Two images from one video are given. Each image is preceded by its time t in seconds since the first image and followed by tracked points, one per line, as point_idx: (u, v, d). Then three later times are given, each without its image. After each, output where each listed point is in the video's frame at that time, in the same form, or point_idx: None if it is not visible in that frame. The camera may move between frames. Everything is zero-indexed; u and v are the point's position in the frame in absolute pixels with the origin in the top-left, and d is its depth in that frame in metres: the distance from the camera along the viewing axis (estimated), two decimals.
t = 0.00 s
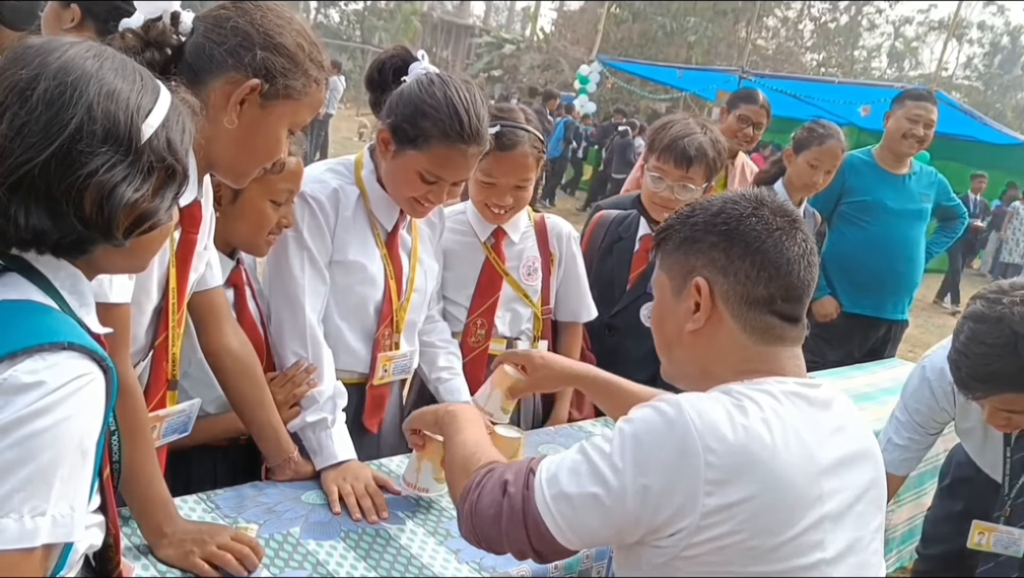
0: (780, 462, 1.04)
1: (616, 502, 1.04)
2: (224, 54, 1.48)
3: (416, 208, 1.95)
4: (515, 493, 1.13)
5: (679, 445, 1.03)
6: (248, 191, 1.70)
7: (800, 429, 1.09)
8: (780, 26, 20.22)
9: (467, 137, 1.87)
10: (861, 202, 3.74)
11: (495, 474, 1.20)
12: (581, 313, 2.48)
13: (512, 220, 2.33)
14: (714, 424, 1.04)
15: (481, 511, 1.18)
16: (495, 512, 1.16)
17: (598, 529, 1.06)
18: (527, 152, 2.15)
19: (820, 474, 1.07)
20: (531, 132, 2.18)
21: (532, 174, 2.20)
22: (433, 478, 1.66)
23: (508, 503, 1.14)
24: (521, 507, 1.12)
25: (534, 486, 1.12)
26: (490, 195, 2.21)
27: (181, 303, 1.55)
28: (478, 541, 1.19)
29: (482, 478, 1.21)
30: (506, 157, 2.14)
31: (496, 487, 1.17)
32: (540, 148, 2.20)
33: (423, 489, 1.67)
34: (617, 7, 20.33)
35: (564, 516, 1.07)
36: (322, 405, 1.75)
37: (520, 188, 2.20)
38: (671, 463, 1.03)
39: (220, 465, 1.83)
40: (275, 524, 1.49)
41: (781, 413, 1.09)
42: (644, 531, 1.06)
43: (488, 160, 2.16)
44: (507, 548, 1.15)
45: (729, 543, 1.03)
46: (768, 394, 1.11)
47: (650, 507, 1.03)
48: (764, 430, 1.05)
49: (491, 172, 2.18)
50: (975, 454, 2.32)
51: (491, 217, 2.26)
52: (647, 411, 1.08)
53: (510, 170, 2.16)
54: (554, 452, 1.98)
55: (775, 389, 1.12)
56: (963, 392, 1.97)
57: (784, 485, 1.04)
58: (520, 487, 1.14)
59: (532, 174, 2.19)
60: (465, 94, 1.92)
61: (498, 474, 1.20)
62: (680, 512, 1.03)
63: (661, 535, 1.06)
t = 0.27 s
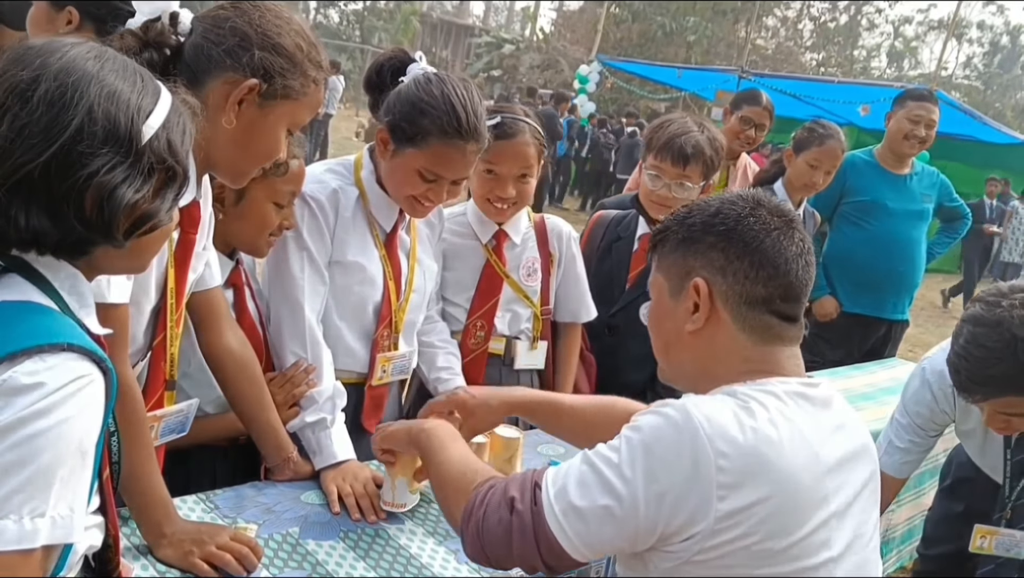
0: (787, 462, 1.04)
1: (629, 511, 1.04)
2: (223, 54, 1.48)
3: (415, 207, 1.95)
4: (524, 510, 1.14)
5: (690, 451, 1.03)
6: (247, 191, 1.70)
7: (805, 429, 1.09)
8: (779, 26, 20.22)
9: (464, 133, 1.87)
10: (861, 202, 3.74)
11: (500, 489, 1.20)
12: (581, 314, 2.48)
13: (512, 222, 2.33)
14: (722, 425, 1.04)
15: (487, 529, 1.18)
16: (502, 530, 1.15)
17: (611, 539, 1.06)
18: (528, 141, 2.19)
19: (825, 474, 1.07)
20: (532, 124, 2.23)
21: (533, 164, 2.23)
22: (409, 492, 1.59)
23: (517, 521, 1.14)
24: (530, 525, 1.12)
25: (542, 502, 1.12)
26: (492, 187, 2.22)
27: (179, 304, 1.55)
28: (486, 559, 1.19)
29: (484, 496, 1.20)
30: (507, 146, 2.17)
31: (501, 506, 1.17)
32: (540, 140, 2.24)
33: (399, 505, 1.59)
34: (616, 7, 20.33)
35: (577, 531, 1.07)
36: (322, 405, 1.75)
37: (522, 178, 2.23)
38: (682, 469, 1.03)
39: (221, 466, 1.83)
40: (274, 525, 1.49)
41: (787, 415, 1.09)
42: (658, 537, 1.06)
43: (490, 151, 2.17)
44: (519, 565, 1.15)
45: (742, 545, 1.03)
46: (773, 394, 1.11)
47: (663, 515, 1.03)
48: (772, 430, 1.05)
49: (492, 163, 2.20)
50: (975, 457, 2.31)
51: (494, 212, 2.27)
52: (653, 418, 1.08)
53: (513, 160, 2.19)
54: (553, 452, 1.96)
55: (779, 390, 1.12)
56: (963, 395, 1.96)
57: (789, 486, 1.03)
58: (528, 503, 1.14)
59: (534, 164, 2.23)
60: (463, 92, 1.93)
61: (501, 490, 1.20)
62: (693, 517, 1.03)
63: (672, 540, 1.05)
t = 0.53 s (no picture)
0: (783, 465, 1.04)
1: (624, 516, 1.04)
2: (223, 55, 1.48)
3: (414, 210, 1.94)
4: (520, 514, 1.12)
5: (683, 455, 1.03)
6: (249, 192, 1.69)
7: (801, 430, 1.09)
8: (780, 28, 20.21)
9: (462, 136, 1.86)
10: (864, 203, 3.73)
11: (496, 492, 1.18)
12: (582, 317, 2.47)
13: (513, 224, 2.32)
14: (717, 429, 1.04)
15: (485, 534, 1.16)
16: (499, 535, 1.14)
17: (607, 544, 1.06)
18: (530, 143, 2.20)
19: (824, 475, 1.07)
20: (535, 125, 2.25)
21: (534, 166, 2.24)
22: (418, 496, 1.58)
23: (513, 526, 1.12)
24: (527, 530, 1.11)
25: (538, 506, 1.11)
26: (493, 186, 2.22)
27: (180, 306, 1.54)
28: (485, 564, 1.17)
29: (481, 501, 1.19)
30: (509, 147, 2.18)
31: (497, 510, 1.15)
32: (542, 141, 2.26)
33: (409, 509, 1.58)
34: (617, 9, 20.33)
35: (573, 535, 1.06)
36: (324, 407, 1.74)
37: (522, 180, 2.23)
38: (675, 474, 1.03)
39: (223, 468, 1.83)
40: (276, 527, 1.49)
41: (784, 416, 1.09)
42: (653, 541, 1.05)
43: (491, 152, 2.19)
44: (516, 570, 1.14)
45: (737, 550, 1.03)
46: (769, 397, 1.11)
47: (658, 520, 1.03)
48: (767, 432, 1.05)
49: (494, 164, 2.21)
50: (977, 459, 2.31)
51: (492, 213, 2.26)
52: (646, 423, 1.07)
53: (514, 162, 2.20)
54: (555, 453, 1.94)
55: (776, 393, 1.12)
56: (966, 399, 1.95)
57: (787, 488, 1.03)
58: (524, 508, 1.13)
59: (535, 166, 2.24)
60: (461, 96, 1.93)
61: (498, 493, 1.18)
62: (688, 520, 1.03)
63: (666, 545, 1.06)
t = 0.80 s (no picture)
0: (785, 463, 1.05)
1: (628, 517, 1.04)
2: (226, 58, 1.47)
3: (413, 213, 1.94)
4: (526, 518, 1.13)
5: (686, 455, 1.03)
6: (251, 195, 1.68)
7: (803, 428, 1.09)
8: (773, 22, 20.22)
9: (462, 141, 1.87)
10: (862, 198, 3.74)
11: (502, 497, 1.19)
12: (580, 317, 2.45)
13: (516, 223, 2.32)
14: (719, 428, 1.05)
15: (491, 539, 1.16)
16: (506, 539, 1.14)
17: (612, 546, 1.06)
18: (530, 157, 2.17)
19: (826, 473, 1.08)
20: (535, 136, 2.20)
21: (534, 178, 2.21)
22: (424, 503, 1.58)
23: (520, 530, 1.13)
24: (533, 533, 1.11)
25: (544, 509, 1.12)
26: (493, 198, 2.21)
27: (184, 309, 1.55)
28: (492, 569, 1.17)
29: (488, 506, 1.20)
30: (510, 161, 2.16)
31: (504, 515, 1.16)
32: (543, 153, 2.22)
33: (416, 516, 1.59)
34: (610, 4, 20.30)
35: (579, 537, 1.06)
36: (329, 408, 1.74)
37: (522, 191, 2.21)
38: (678, 474, 1.03)
39: (226, 470, 1.83)
40: (284, 529, 1.49)
41: (784, 415, 1.09)
42: (658, 541, 1.05)
43: (489, 164, 2.17)
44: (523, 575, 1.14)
45: (739, 548, 1.04)
46: (770, 396, 1.12)
47: (662, 520, 1.04)
48: (769, 431, 1.06)
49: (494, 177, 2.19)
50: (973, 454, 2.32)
51: (492, 219, 2.26)
52: (648, 424, 1.08)
53: (513, 175, 2.17)
54: (558, 453, 1.94)
55: (777, 391, 1.13)
56: (962, 397, 1.97)
57: (789, 486, 1.04)
58: (530, 511, 1.13)
59: (536, 178, 2.21)
60: (461, 99, 1.92)
61: (504, 498, 1.19)
62: (693, 520, 1.03)
63: (671, 544, 1.06)
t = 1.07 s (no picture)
0: (798, 462, 1.06)
1: (642, 517, 1.05)
2: (243, 66, 1.48)
3: (419, 217, 1.94)
4: (541, 518, 1.14)
5: (698, 455, 1.04)
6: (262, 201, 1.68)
7: (814, 428, 1.10)
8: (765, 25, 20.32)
9: (464, 144, 1.85)
10: (861, 199, 3.76)
11: (518, 498, 1.21)
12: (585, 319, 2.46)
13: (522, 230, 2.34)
14: (730, 428, 1.06)
15: (508, 540, 1.18)
16: (521, 540, 1.15)
17: (626, 546, 1.07)
18: (537, 172, 2.17)
19: (840, 472, 1.09)
20: (543, 151, 2.21)
21: (542, 193, 2.23)
22: (438, 506, 1.59)
23: (535, 529, 1.14)
24: (548, 533, 1.12)
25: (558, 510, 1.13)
26: (500, 210, 2.24)
27: (199, 316, 1.55)
28: (508, 570, 1.18)
29: (504, 508, 1.21)
30: (515, 176, 2.17)
31: (519, 515, 1.18)
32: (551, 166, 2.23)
33: (429, 520, 1.59)
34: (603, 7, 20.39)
35: (594, 537, 1.08)
36: (341, 413, 1.76)
37: (528, 206, 2.23)
38: (691, 473, 1.04)
39: (238, 474, 1.83)
40: (300, 535, 1.50)
41: (796, 415, 1.11)
42: (672, 541, 1.06)
43: (498, 179, 2.18)
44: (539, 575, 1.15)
45: (751, 547, 1.04)
46: (783, 396, 1.13)
47: (675, 519, 1.05)
48: (781, 431, 1.07)
49: (500, 191, 2.20)
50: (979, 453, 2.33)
51: (499, 228, 2.28)
52: (661, 425, 1.09)
53: (519, 190, 2.19)
54: (570, 456, 1.95)
55: (789, 392, 1.14)
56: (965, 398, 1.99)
57: (802, 484, 1.05)
58: (545, 512, 1.15)
59: (542, 193, 2.23)
60: (464, 101, 1.92)
61: (520, 500, 1.21)
62: (705, 519, 1.04)
63: (684, 544, 1.07)
